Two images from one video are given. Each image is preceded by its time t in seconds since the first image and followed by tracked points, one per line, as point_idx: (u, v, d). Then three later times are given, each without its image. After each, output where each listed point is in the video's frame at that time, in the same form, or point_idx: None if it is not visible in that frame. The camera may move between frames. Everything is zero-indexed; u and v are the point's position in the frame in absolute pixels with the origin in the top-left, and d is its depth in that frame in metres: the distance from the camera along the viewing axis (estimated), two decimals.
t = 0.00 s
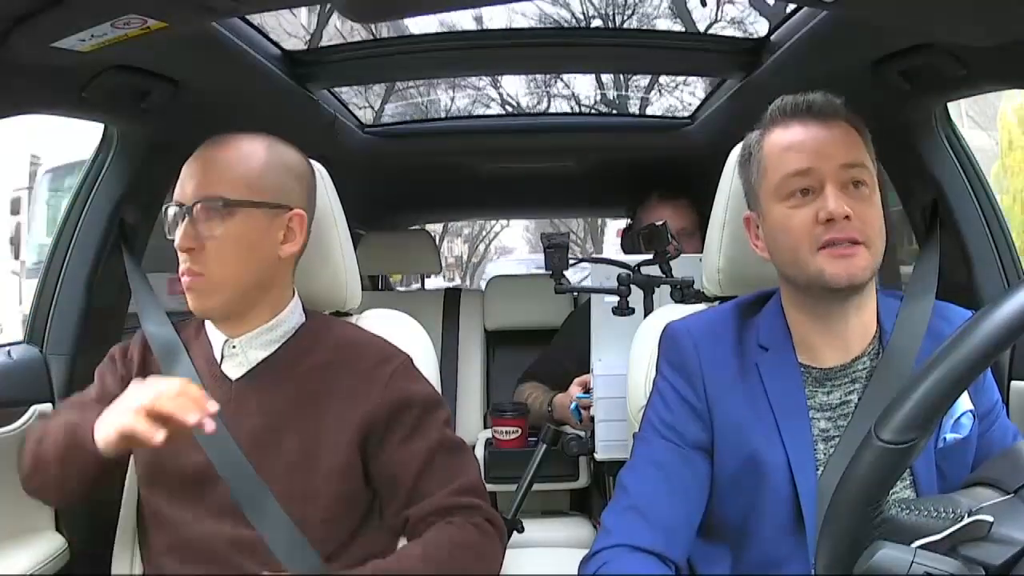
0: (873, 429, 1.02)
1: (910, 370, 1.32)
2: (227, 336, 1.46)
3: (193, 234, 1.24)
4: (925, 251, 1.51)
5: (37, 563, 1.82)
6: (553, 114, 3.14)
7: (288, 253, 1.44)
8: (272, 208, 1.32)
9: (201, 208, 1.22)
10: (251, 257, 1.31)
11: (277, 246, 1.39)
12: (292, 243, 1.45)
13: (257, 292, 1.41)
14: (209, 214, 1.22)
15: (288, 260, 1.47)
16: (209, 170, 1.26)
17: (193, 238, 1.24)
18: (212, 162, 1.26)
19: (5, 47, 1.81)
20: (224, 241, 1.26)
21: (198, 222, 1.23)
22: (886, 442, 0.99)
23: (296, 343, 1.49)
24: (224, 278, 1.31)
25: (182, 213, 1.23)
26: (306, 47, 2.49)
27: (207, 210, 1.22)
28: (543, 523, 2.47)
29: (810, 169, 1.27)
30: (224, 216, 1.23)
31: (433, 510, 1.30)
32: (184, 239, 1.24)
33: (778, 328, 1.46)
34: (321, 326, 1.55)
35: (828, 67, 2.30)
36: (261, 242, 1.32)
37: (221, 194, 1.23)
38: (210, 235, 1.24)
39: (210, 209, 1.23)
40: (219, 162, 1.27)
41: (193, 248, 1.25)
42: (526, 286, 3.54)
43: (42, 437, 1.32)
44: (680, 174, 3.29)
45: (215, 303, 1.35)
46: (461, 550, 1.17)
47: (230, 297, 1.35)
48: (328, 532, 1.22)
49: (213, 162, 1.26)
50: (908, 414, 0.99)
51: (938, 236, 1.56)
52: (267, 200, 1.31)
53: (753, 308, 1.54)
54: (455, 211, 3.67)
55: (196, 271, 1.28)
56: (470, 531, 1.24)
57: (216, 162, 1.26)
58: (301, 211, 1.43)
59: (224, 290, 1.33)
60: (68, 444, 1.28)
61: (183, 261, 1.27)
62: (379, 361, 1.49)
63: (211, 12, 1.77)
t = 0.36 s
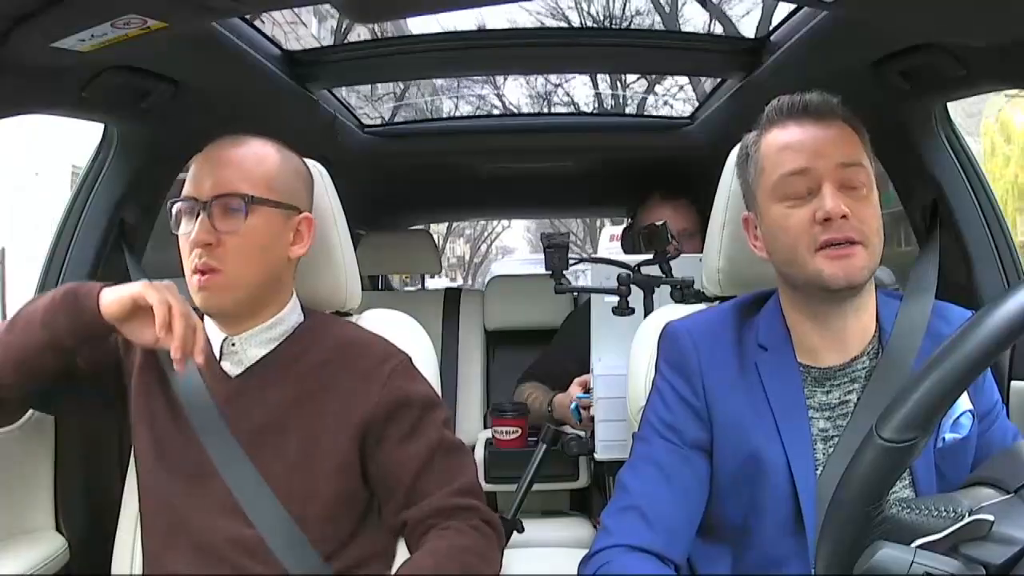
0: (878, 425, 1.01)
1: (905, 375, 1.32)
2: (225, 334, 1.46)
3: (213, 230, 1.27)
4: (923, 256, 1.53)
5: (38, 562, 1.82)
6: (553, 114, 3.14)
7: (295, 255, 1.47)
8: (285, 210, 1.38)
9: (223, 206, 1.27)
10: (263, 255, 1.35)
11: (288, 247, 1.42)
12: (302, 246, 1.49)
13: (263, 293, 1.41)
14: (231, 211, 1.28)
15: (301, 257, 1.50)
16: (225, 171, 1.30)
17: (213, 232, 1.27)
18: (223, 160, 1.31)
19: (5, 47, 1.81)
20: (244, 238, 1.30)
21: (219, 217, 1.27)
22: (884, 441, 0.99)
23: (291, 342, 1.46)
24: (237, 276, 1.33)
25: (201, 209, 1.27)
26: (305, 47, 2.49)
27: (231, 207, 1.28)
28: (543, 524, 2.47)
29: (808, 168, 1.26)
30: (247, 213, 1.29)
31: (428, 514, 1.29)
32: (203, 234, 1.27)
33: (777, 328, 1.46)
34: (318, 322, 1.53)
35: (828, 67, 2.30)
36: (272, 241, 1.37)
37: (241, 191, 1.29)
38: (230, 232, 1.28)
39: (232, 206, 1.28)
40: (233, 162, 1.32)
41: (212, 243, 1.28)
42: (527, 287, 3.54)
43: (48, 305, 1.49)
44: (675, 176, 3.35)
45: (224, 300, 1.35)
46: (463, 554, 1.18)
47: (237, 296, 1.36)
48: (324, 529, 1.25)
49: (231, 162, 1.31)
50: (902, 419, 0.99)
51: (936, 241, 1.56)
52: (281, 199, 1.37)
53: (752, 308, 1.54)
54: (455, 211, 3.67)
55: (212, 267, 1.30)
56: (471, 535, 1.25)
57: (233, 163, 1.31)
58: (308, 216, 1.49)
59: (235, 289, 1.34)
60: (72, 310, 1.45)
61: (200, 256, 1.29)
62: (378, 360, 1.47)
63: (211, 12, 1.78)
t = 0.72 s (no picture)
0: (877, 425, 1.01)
1: (904, 374, 1.32)
2: (222, 335, 1.44)
3: (212, 234, 1.29)
4: (924, 251, 1.50)
5: (39, 561, 1.83)
6: (553, 114, 3.13)
7: (288, 255, 1.48)
8: (278, 211, 1.39)
9: (219, 210, 1.29)
10: (263, 258, 1.37)
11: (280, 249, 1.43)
12: (293, 246, 1.49)
13: (261, 293, 1.42)
14: (228, 214, 1.30)
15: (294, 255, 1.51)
16: (219, 174, 1.31)
17: (211, 237, 1.30)
18: (218, 163, 1.32)
19: (5, 47, 1.81)
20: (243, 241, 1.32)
21: (218, 221, 1.29)
22: (894, 430, 0.99)
23: (288, 334, 1.46)
24: (239, 279, 1.35)
25: (199, 215, 1.29)
26: (306, 47, 2.49)
27: (229, 210, 1.30)
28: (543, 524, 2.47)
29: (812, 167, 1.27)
30: (246, 216, 1.31)
31: (419, 500, 1.29)
32: (203, 239, 1.29)
33: (777, 328, 1.46)
34: (315, 313, 1.52)
35: (828, 67, 2.30)
36: (271, 243, 1.39)
37: (236, 194, 1.31)
38: (229, 235, 1.30)
39: (229, 209, 1.30)
40: (226, 165, 1.33)
41: (211, 248, 1.30)
42: (528, 287, 3.54)
43: (44, 273, 1.57)
44: (676, 176, 3.35)
45: (226, 301, 1.37)
46: (457, 541, 1.17)
47: (240, 297, 1.38)
48: (322, 522, 1.27)
49: (226, 165, 1.32)
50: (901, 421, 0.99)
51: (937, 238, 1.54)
52: (277, 200, 1.39)
53: (752, 309, 1.54)
54: (455, 211, 3.67)
55: (212, 269, 1.33)
56: (464, 519, 1.24)
57: (227, 167, 1.32)
58: (299, 215, 1.49)
59: (238, 292, 1.37)
60: (72, 271, 1.53)
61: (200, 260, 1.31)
62: (371, 343, 1.47)
63: (211, 12, 1.77)
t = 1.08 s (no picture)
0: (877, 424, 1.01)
1: (903, 376, 1.32)
2: (224, 336, 1.44)
3: (208, 232, 1.30)
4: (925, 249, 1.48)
5: (40, 561, 1.82)
6: (553, 114, 3.13)
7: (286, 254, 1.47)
8: (275, 208, 1.39)
9: (215, 208, 1.31)
10: (261, 258, 1.37)
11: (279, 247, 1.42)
12: (293, 245, 1.49)
13: (258, 293, 1.41)
14: (224, 212, 1.32)
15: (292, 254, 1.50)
16: (216, 174, 1.34)
17: (206, 234, 1.30)
18: (215, 164, 1.35)
19: (5, 47, 1.81)
20: (240, 240, 1.33)
21: (212, 219, 1.31)
22: (895, 430, 0.99)
23: (290, 335, 1.44)
24: (235, 278, 1.35)
25: (193, 213, 1.31)
26: (306, 47, 2.49)
27: (224, 208, 1.32)
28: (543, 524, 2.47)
29: (817, 174, 1.28)
30: (241, 214, 1.33)
31: (409, 511, 1.30)
32: (198, 237, 1.30)
33: (778, 328, 1.45)
34: (316, 313, 1.51)
35: (828, 67, 2.31)
36: (269, 242, 1.38)
37: (231, 193, 1.33)
38: (225, 233, 1.32)
39: (224, 207, 1.32)
40: (224, 165, 1.35)
41: (207, 245, 1.31)
42: (527, 287, 3.54)
43: (34, 273, 1.56)
44: (677, 176, 3.35)
45: (223, 301, 1.37)
46: (454, 550, 1.20)
47: (236, 296, 1.37)
48: (321, 522, 1.29)
49: (222, 165, 1.35)
50: (900, 423, 0.99)
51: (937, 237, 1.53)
52: (273, 200, 1.40)
53: (752, 309, 1.54)
54: (455, 211, 3.67)
55: (208, 268, 1.33)
56: (459, 530, 1.26)
57: (224, 167, 1.35)
58: (297, 214, 1.49)
59: (234, 292, 1.36)
60: (62, 268, 1.54)
61: (195, 259, 1.32)
62: (374, 345, 1.45)
63: (211, 12, 1.77)
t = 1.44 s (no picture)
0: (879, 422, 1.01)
1: (903, 376, 1.32)
2: (224, 333, 1.44)
3: (211, 227, 1.31)
4: (926, 247, 1.48)
5: (40, 561, 1.83)
6: (552, 114, 3.13)
7: (292, 258, 1.45)
8: (283, 211, 1.39)
9: (220, 204, 1.33)
10: (264, 257, 1.36)
11: (285, 249, 1.41)
12: (300, 247, 1.47)
13: (261, 293, 1.40)
14: (229, 209, 1.33)
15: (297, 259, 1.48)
16: (223, 171, 1.35)
17: (209, 229, 1.32)
18: (224, 161, 1.36)
19: (5, 47, 1.81)
20: (242, 237, 1.33)
21: (216, 215, 1.32)
22: (898, 428, 0.99)
23: (288, 341, 1.42)
24: (234, 277, 1.35)
25: (199, 208, 1.32)
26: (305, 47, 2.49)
27: (229, 205, 1.33)
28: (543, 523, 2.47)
29: (818, 169, 1.29)
30: (245, 212, 1.34)
31: (418, 517, 1.30)
32: (200, 231, 1.31)
33: (779, 329, 1.45)
34: (318, 316, 1.50)
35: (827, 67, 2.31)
36: (274, 243, 1.38)
37: (238, 191, 1.34)
38: (228, 230, 1.32)
39: (230, 204, 1.33)
40: (232, 162, 1.36)
41: (208, 240, 1.32)
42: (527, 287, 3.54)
43: (37, 271, 1.58)
44: (677, 176, 3.35)
45: (220, 298, 1.36)
46: (466, 555, 1.22)
47: (235, 295, 1.37)
48: (320, 522, 1.30)
49: (229, 162, 1.36)
50: (901, 425, 0.99)
51: (937, 237, 1.53)
52: (282, 201, 1.39)
53: (753, 309, 1.54)
54: (455, 211, 3.67)
55: (208, 263, 1.33)
56: (467, 536, 1.27)
57: (231, 164, 1.36)
58: (307, 217, 1.48)
59: (234, 288, 1.35)
60: (68, 265, 1.56)
61: (196, 253, 1.33)
62: (376, 351, 1.44)
63: (212, 12, 1.77)
